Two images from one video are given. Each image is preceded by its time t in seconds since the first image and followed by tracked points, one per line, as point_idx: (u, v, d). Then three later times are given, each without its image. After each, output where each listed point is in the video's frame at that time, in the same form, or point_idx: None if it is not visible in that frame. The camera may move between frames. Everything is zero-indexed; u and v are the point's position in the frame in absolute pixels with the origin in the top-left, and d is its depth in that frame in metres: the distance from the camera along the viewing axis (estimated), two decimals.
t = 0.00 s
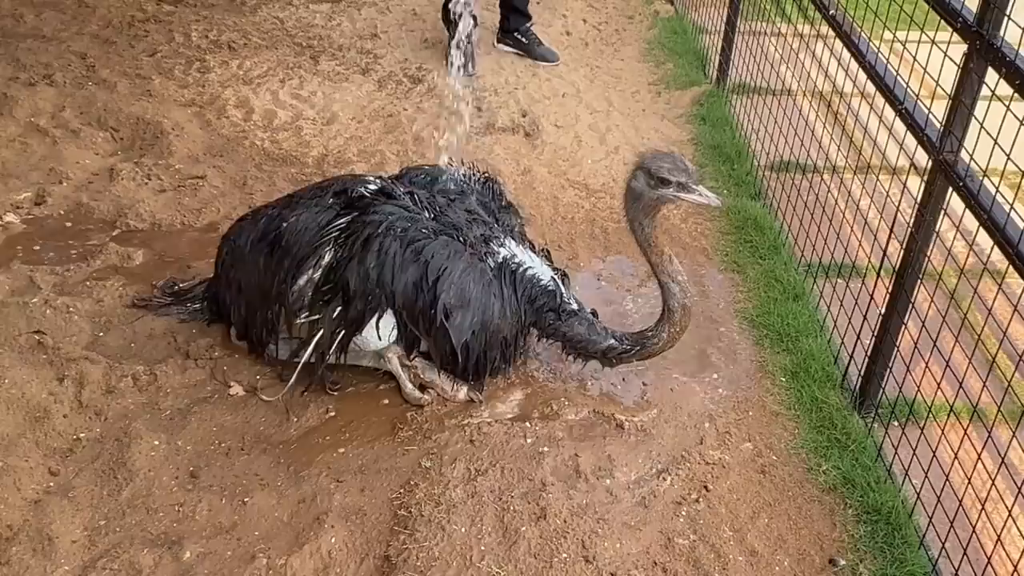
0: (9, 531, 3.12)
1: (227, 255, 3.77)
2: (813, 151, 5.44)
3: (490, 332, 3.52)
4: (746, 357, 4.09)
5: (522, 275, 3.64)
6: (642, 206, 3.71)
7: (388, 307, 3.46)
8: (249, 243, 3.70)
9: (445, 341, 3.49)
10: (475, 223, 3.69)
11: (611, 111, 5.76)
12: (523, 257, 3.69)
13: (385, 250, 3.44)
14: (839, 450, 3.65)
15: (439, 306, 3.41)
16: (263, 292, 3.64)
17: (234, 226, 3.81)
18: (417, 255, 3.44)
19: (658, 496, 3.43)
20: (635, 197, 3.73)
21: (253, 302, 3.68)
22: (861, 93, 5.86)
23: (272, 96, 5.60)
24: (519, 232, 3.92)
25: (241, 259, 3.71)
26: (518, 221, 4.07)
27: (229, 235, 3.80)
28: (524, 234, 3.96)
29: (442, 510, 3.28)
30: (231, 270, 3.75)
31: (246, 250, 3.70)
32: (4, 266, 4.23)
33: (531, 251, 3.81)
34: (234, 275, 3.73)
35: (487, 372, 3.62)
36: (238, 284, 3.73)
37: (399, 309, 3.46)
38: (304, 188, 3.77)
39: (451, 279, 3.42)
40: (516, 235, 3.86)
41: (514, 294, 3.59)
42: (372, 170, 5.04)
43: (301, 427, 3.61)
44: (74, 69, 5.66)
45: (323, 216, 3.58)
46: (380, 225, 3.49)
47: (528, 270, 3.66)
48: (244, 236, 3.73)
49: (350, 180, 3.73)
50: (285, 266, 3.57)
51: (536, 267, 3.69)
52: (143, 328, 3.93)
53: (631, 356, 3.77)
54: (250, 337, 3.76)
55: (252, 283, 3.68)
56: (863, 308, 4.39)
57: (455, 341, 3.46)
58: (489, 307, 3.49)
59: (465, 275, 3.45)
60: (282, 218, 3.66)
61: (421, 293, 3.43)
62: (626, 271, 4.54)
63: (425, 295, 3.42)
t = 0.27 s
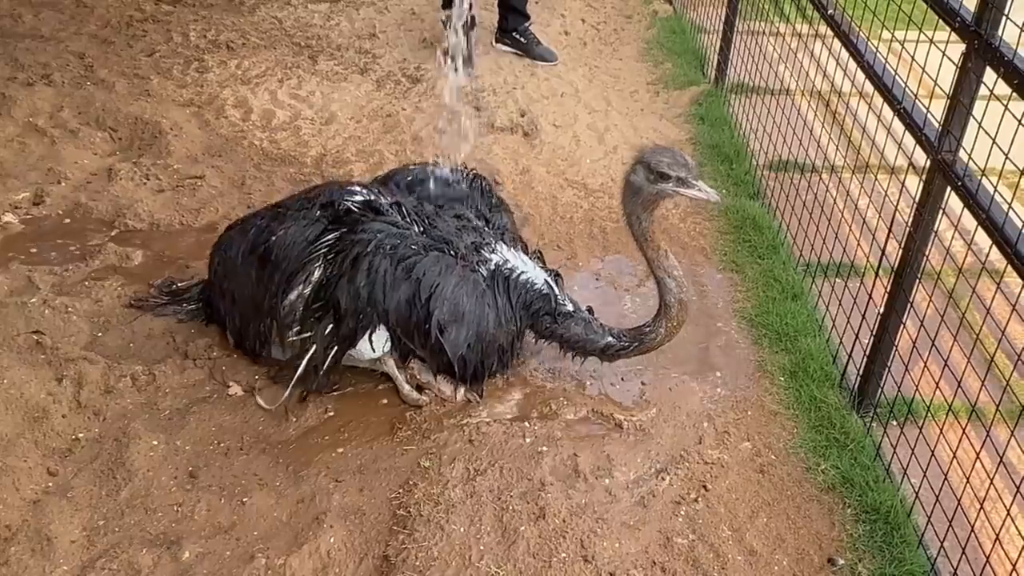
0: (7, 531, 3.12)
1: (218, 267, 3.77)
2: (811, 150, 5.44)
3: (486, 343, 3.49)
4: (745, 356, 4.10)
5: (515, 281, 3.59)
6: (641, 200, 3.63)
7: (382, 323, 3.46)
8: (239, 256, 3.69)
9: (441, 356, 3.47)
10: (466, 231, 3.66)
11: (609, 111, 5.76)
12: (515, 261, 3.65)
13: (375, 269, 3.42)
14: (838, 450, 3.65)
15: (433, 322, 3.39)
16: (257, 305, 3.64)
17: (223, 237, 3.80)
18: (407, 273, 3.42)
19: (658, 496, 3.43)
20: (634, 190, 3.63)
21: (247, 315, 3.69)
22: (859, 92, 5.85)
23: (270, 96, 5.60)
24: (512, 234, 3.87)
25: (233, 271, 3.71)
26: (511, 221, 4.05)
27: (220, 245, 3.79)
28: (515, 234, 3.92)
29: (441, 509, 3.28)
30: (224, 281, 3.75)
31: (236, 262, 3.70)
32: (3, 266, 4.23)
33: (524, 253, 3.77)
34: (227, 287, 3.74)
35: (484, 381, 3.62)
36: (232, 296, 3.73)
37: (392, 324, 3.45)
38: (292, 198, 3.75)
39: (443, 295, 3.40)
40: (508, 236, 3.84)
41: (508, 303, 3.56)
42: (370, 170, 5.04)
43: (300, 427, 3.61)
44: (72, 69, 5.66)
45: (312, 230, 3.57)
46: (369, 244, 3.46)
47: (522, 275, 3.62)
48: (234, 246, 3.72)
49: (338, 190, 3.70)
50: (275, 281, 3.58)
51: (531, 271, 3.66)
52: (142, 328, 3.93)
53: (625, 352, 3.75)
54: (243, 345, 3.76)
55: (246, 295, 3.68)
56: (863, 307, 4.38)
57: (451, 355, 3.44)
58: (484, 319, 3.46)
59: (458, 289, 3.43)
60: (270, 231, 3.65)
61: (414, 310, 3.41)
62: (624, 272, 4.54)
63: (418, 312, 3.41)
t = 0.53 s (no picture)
0: (7, 531, 3.12)
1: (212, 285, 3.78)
2: (811, 150, 5.44)
3: (482, 357, 3.51)
4: (744, 356, 4.10)
5: (508, 291, 3.59)
6: (649, 192, 3.72)
7: (376, 346, 3.45)
8: (230, 275, 3.70)
9: (437, 374, 3.49)
10: (454, 244, 3.63)
11: (609, 111, 5.76)
12: (505, 270, 3.63)
13: (365, 298, 3.39)
14: (838, 449, 3.65)
15: (427, 345, 3.40)
16: (249, 324, 3.64)
17: (213, 254, 3.80)
18: (398, 299, 3.40)
19: (657, 496, 3.43)
20: (646, 181, 3.72)
21: (239, 332, 3.69)
22: (858, 93, 5.85)
23: (270, 96, 5.60)
24: (499, 237, 3.85)
25: (227, 290, 3.72)
26: (502, 221, 4.03)
27: (211, 260, 3.80)
28: (506, 237, 3.90)
29: (440, 509, 3.28)
30: (218, 298, 3.75)
31: (229, 280, 3.70)
32: (2, 266, 4.23)
33: (514, 258, 3.75)
34: (221, 305, 3.74)
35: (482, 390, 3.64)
36: (226, 312, 3.73)
37: (387, 346, 3.45)
38: (275, 215, 3.71)
39: (436, 319, 3.40)
40: (495, 241, 3.82)
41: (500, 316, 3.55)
42: (370, 170, 5.04)
43: (299, 428, 3.61)
44: (72, 69, 5.66)
45: (298, 253, 3.54)
46: (356, 273, 3.42)
47: (515, 283, 3.61)
48: (224, 267, 3.73)
49: (320, 209, 3.65)
50: (266, 305, 3.56)
51: (522, 278, 3.65)
52: (141, 328, 3.93)
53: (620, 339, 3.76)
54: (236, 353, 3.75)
55: (238, 313, 3.68)
56: (863, 307, 4.38)
57: (447, 373, 3.46)
58: (478, 336, 3.47)
59: (450, 310, 3.42)
60: (257, 253, 3.63)
61: (407, 334, 3.41)
62: (623, 272, 4.54)
63: (412, 335, 3.41)
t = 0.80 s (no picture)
0: (8, 531, 3.12)
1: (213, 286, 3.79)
2: (811, 150, 5.45)
3: (483, 360, 3.51)
4: (745, 356, 4.10)
5: (511, 293, 3.63)
6: (655, 183, 3.76)
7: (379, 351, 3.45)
8: (232, 275, 3.72)
9: (439, 377, 3.49)
10: (456, 248, 3.66)
11: (610, 111, 5.76)
12: (507, 272, 3.66)
13: (368, 302, 3.38)
14: (838, 449, 3.65)
15: (429, 349, 3.41)
16: (250, 327, 3.65)
17: (215, 253, 3.83)
18: (400, 304, 3.39)
19: (658, 497, 3.42)
20: (653, 171, 3.77)
21: (241, 333, 3.70)
22: (858, 93, 5.86)
23: (270, 96, 5.60)
24: (502, 237, 3.86)
25: (229, 291, 3.73)
26: (505, 218, 4.04)
27: (213, 260, 3.82)
28: (509, 238, 3.91)
29: (441, 510, 3.28)
30: (220, 300, 3.77)
31: (231, 282, 3.73)
32: (3, 267, 4.23)
33: (516, 259, 3.78)
34: (223, 306, 3.75)
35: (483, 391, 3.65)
36: (227, 314, 3.74)
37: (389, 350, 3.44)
38: (278, 214, 3.73)
39: (437, 323, 3.40)
40: (498, 241, 3.83)
41: (501, 318, 3.57)
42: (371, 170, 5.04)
43: (299, 428, 3.61)
44: (72, 69, 5.66)
45: (300, 254, 3.55)
46: (359, 277, 3.41)
47: (517, 285, 3.65)
48: (225, 267, 3.76)
49: (322, 212, 3.65)
50: (269, 306, 3.57)
51: (524, 279, 3.68)
52: (142, 328, 3.93)
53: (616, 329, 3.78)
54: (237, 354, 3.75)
55: (240, 315, 3.69)
56: (863, 307, 4.39)
57: (448, 377, 3.47)
58: (479, 339, 3.48)
59: (452, 314, 3.43)
60: (260, 251, 3.66)
61: (409, 337, 3.40)
62: (624, 272, 4.54)
63: (414, 339, 3.40)
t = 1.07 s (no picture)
0: (10, 532, 3.12)
1: (220, 270, 3.79)
2: (813, 151, 5.44)
3: (485, 349, 3.50)
4: (746, 358, 4.09)
5: (517, 287, 3.61)
6: (654, 181, 3.64)
7: (382, 333, 3.46)
8: (242, 261, 3.70)
9: (440, 363, 3.49)
10: (466, 237, 3.67)
11: (611, 111, 5.76)
12: (515, 267, 3.65)
13: (374, 280, 3.40)
14: (840, 450, 3.65)
15: (431, 331, 3.41)
16: (258, 311, 3.65)
17: (226, 240, 3.82)
18: (405, 283, 3.41)
19: (659, 497, 3.42)
20: (647, 171, 3.64)
21: (247, 317, 3.70)
22: (861, 92, 5.86)
23: (272, 97, 5.61)
24: (512, 234, 3.88)
25: (236, 277, 3.72)
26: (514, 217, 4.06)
27: (222, 247, 3.80)
28: (518, 237, 3.92)
29: (443, 510, 3.28)
30: (226, 285, 3.76)
31: (239, 267, 3.71)
32: (5, 267, 4.23)
33: (524, 255, 3.78)
34: (229, 292, 3.75)
35: (484, 386, 3.65)
36: (234, 300, 3.75)
37: (392, 332, 3.45)
38: (292, 201, 3.76)
39: (441, 305, 3.40)
40: (508, 238, 3.84)
41: (507, 311, 3.56)
42: (372, 171, 5.04)
43: (301, 428, 3.61)
44: (74, 70, 5.67)
45: (312, 236, 3.57)
46: (367, 254, 3.44)
47: (524, 280, 3.63)
48: (236, 252, 3.73)
49: (337, 196, 3.69)
50: (278, 287, 3.58)
51: (532, 276, 3.67)
52: (144, 329, 3.94)
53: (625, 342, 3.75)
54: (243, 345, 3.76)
55: (247, 300, 3.69)
56: (864, 307, 4.40)
57: (450, 363, 3.47)
58: (482, 326, 3.47)
59: (456, 298, 3.43)
60: (272, 235, 3.65)
61: (412, 319, 3.41)
62: (626, 271, 4.54)
63: (417, 321, 3.41)
